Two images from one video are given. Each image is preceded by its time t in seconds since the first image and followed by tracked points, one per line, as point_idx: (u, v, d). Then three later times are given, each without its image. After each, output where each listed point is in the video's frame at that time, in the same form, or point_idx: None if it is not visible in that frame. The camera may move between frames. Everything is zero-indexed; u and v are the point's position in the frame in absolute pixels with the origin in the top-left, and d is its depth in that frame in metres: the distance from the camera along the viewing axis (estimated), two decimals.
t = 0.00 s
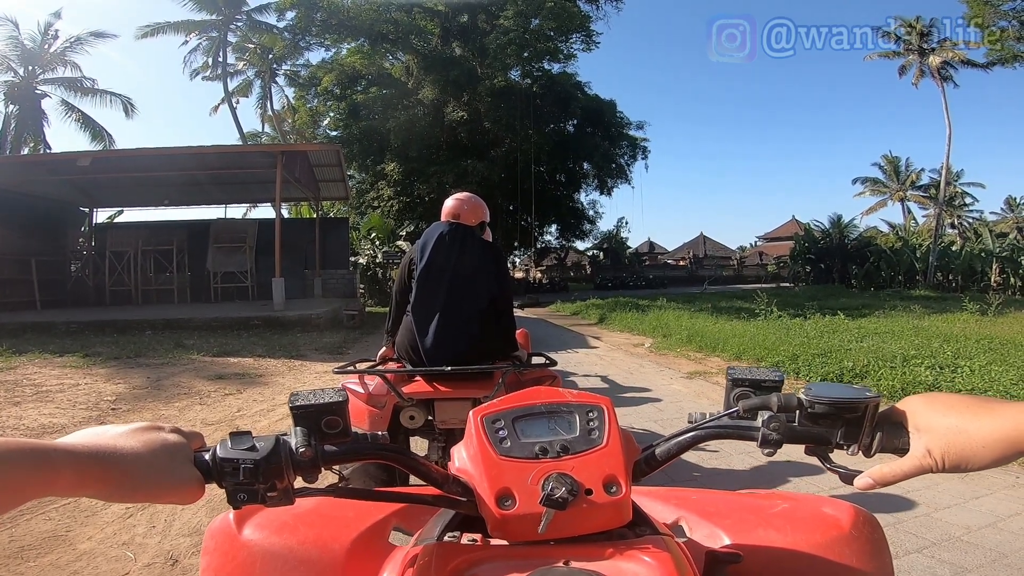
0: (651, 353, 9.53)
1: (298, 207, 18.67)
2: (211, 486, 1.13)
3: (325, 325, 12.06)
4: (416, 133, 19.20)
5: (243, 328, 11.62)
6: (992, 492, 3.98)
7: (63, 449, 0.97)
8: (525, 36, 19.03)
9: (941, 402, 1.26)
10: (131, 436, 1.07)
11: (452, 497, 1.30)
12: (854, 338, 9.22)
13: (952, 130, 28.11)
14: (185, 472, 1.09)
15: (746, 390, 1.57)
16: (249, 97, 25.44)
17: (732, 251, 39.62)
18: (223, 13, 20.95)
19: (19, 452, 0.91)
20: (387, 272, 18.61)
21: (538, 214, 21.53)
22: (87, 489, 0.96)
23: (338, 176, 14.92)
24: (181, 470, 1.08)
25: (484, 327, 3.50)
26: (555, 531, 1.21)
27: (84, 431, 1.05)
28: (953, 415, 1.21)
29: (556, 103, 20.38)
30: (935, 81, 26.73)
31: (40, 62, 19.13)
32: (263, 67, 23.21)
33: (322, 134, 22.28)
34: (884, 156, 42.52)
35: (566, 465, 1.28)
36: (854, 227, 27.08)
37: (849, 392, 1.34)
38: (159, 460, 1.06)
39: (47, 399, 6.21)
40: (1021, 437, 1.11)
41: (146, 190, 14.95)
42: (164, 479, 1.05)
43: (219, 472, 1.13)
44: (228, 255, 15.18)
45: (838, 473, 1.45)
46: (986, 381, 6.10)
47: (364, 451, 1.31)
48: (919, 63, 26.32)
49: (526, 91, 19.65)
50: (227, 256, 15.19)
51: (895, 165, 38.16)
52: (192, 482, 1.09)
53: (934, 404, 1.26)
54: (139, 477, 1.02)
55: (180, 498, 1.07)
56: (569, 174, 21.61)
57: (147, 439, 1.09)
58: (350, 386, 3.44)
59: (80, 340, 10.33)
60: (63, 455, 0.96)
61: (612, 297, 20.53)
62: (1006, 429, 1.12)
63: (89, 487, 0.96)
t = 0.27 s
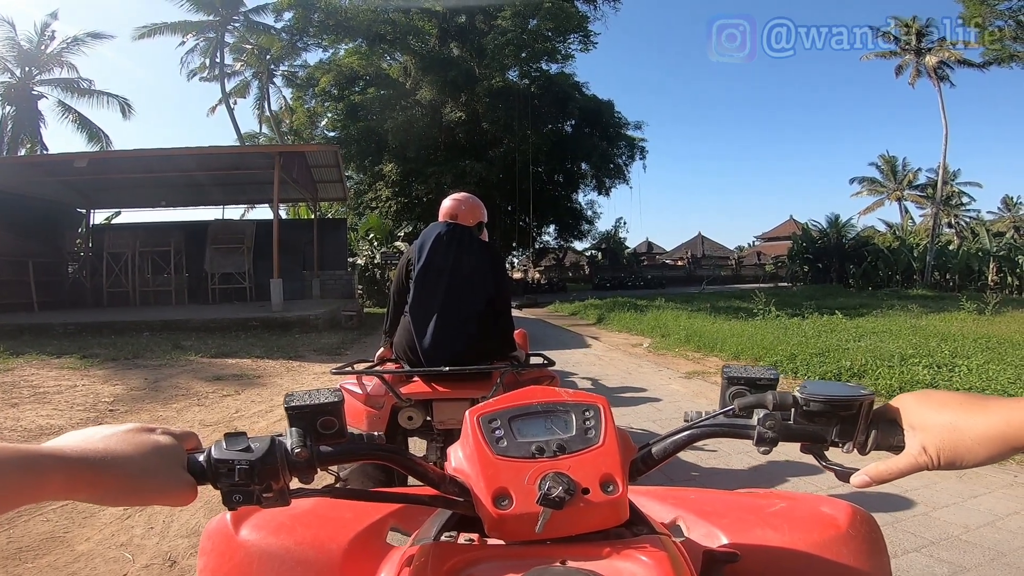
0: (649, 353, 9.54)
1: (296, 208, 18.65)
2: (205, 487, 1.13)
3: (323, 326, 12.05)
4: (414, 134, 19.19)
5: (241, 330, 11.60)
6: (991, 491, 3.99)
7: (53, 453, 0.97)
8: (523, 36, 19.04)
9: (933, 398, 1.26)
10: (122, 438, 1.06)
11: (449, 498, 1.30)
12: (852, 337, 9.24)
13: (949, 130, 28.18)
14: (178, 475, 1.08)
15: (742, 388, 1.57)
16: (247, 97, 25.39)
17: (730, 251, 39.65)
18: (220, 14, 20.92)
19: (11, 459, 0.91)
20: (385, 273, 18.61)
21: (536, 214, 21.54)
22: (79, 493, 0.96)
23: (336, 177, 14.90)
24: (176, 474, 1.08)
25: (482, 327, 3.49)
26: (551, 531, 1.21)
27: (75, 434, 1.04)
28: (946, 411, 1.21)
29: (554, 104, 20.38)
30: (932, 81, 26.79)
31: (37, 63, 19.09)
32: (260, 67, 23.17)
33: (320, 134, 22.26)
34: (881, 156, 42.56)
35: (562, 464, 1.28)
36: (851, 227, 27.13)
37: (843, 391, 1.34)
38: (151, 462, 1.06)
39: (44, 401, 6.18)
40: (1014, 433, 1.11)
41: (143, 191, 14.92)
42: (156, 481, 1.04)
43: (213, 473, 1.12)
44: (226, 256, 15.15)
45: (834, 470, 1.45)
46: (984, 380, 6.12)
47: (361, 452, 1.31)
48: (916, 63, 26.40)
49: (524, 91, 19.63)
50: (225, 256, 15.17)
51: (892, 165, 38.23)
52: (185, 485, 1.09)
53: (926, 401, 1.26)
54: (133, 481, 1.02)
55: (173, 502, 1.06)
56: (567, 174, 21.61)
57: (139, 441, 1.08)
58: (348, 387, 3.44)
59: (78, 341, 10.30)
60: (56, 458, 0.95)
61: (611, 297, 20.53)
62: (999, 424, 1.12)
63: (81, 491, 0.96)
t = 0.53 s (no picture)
0: (646, 352, 9.54)
1: (293, 207, 18.62)
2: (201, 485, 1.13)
3: (320, 326, 12.04)
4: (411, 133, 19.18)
5: (238, 330, 11.58)
6: (987, 488, 4.00)
7: (50, 452, 0.97)
8: (519, 36, 19.10)
9: (928, 393, 1.27)
10: (117, 436, 1.06)
11: (447, 494, 1.30)
12: (848, 336, 9.27)
13: (944, 129, 28.30)
14: (173, 474, 1.08)
15: (738, 383, 1.58)
16: (243, 97, 25.34)
17: (726, 250, 39.72)
18: (217, 14, 20.89)
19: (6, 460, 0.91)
20: (382, 273, 18.62)
21: (533, 214, 21.55)
22: (76, 494, 0.96)
23: (333, 176, 14.89)
24: (172, 472, 1.08)
25: (478, 327, 3.49)
26: (549, 527, 1.21)
27: (71, 433, 1.05)
28: (941, 406, 1.21)
29: (551, 103, 20.38)
30: (927, 80, 26.90)
31: (32, 63, 19.03)
32: (256, 67, 23.13)
33: (317, 134, 22.25)
34: (877, 154, 42.67)
35: (559, 461, 1.28)
36: (847, 225, 27.20)
37: (839, 386, 1.34)
38: (147, 461, 1.06)
39: (41, 402, 6.17)
40: (1009, 427, 1.11)
41: (139, 191, 14.88)
42: (153, 480, 1.05)
43: (209, 471, 1.12)
44: (222, 256, 15.12)
45: (830, 466, 1.46)
46: (980, 378, 6.14)
47: (358, 449, 1.30)
48: (911, 62, 26.49)
49: (521, 91, 19.62)
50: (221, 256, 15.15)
51: (887, 164, 38.34)
52: (181, 484, 1.09)
53: (922, 396, 1.26)
54: (130, 480, 1.02)
55: (169, 501, 1.06)
56: (564, 173, 21.61)
57: (134, 440, 1.08)
58: (345, 386, 3.43)
59: (74, 342, 10.27)
60: (52, 459, 0.96)
61: (608, 296, 20.54)
62: (994, 419, 1.12)
63: (77, 490, 0.96)
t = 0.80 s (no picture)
0: (645, 352, 9.54)
1: (291, 207, 18.58)
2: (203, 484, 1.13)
3: (318, 326, 12.03)
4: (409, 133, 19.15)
5: (237, 330, 11.56)
6: (985, 487, 4.01)
7: (52, 451, 0.97)
8: (518, 36, 19.10)
9: (928, 392, 1.28)
10: (118, 435, 1.06)
11: (447, 492, 1.30)
12: (846, 335, 9.28)
13: (942, 129, 28.35)
14: (176, 472, 1.09)
15: (738, 381, 1.58)
16: (241, 97, 25.31)
17: (725, 250, 39.75)
18: (215, 14, 20.86)
19: (7, 458, 0.90)
20: (380, 273, 18.63)
21: (531, 213, 21.55)
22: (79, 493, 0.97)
23: (331, 176, 14.88)
24: (174, 471, 1.08)
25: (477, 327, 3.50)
26: (549, 525, 1.21)
27: (72, 432, 1.05)
28: (942, 404, 1.22)
29: (550, 103, 20.36)
30: (925, 80, 26.94)
31: (30, 63, 19.00)
32: (255, 67, 23.09)
33: (315, 133, 22.22)
34: (875, 155, 42.71)
35: (560, 459, 1.28)
36: (846, 225, 27.21)
37: (840, 383, 1.34)
38: (149, 459, 1.06)
39: (39, 402, 6.16)
40: (1008, 424, 1.13)
41: (137, 191, 14.86)
42: (155, 479, 1.05)
43: (211, 469, 1.12)
44: (220, 256, 15.10)
45: (830, 464, 1.46)
46: (978, 377, 6.15)
47: (358, 447, 1.30)
48: (909, 62, 26.53)
49: (520, 91, 19.59)
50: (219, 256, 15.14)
51: (885, 163, 38.38)
52: (184, 481, 1.09)
53: (921, 395, 1.28)
54: (132, 479, 1.02)
55: (173, 498, 1.07)
56: (562, 173, 21.58)
57: (136, 438, 1.08)
58: (344, 386, 3.43)
59: (72, 342, 10.25)
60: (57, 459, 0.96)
61: (607, 296, 20.52)
62: (996, 416, 1.13)
63: (83, 489, 0.97)
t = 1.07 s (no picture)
0: (645, 351, 9.55)
1: (291, 206, 18.57)
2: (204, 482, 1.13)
3: (318, 325, 12.03)
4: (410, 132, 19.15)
5: (237, 329, 11.56)
6: (984, 487, 4.01)
7: (55, 449, 0.97)
8: (518, 35, 19.11)
9: (928, 390, 1.28)
10: (120, 433, 1.06)
11: (449, 491, 1.30)
12: (845, 335, 9.28)
13: (942, 128, 28.36)
14: (178, 470, 1.09)
15: (739, 380, 1.57)
16: (241, 96, 25.29)
17: (724, 250, 39.75)
18: (215, 13, 20.83)
19: (9, 455, 0.90)
20: (380, 272, 18.64)
21: (531, 213, 21.55)
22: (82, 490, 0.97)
23: (331, 175, 14.87)
24: (176, 468, 1.08)
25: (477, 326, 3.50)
26: (551, 523, 1.21)
27: (74, 430, 1.04)
28: (942, 402, 1.23)
29: (550, 102, 20.36)
30: (925, 80, 26.96)
31: (29, 62, 18.99)
32: (255, 66, 23.10)
33: (315, 133, 22.21)
34: (875, 154, 42.74)
35: (561, 456, 1.28)
36: (845, 225, 27.21)
37: (840, 382, 1.34)
38: (151, 457, 1.06)
39: (38, 401, 6.16)
40: (1009, 421, 1.13)
41: (137, 190, 14.85)
42: (156, 477, 1.05)
43: (213, 467, 1.12)
44: (219, 255, 15.10)
45: (831, 462, 1.45)
46: (977, 377, 6.16)
47: (360, 445, 1.30)
48: (909, 62, 26.55)
49: (520, 90, 19.60)
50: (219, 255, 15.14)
51: (885, 163, 38.40)
52: (185, 479, 1.09)
53: (921, 393, 1.28)
54: (135, 477, 1.02)
55: (175, 496, 1.07)
56: (562, 172, 21.59)
57: (138, 435, 1.08)
58: (345, 384, 3.43)
59: (71, 341, 10.25)
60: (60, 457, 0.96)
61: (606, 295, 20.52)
62: (996, 413, 1.14)
63: (86, 487, 0.97)
